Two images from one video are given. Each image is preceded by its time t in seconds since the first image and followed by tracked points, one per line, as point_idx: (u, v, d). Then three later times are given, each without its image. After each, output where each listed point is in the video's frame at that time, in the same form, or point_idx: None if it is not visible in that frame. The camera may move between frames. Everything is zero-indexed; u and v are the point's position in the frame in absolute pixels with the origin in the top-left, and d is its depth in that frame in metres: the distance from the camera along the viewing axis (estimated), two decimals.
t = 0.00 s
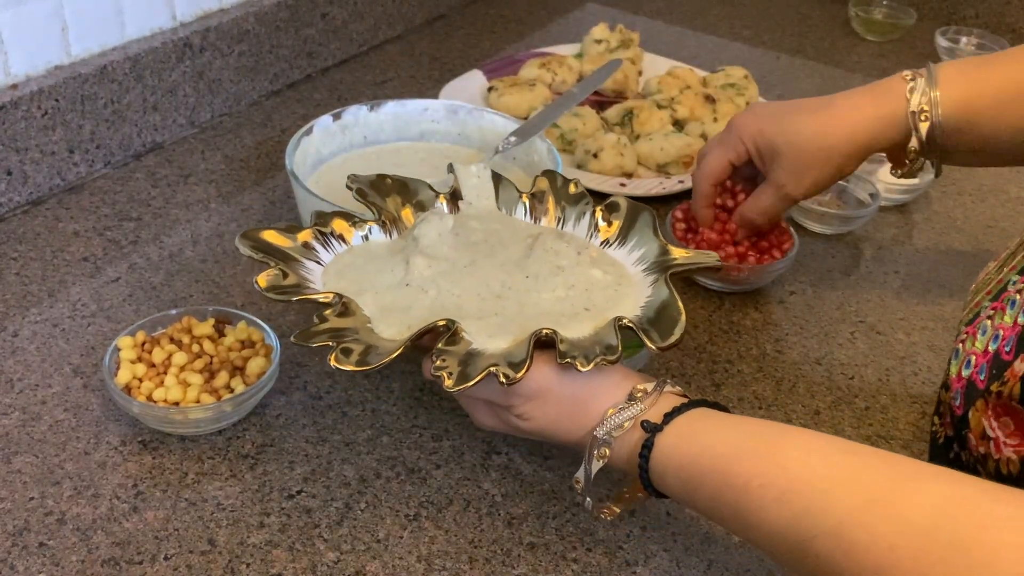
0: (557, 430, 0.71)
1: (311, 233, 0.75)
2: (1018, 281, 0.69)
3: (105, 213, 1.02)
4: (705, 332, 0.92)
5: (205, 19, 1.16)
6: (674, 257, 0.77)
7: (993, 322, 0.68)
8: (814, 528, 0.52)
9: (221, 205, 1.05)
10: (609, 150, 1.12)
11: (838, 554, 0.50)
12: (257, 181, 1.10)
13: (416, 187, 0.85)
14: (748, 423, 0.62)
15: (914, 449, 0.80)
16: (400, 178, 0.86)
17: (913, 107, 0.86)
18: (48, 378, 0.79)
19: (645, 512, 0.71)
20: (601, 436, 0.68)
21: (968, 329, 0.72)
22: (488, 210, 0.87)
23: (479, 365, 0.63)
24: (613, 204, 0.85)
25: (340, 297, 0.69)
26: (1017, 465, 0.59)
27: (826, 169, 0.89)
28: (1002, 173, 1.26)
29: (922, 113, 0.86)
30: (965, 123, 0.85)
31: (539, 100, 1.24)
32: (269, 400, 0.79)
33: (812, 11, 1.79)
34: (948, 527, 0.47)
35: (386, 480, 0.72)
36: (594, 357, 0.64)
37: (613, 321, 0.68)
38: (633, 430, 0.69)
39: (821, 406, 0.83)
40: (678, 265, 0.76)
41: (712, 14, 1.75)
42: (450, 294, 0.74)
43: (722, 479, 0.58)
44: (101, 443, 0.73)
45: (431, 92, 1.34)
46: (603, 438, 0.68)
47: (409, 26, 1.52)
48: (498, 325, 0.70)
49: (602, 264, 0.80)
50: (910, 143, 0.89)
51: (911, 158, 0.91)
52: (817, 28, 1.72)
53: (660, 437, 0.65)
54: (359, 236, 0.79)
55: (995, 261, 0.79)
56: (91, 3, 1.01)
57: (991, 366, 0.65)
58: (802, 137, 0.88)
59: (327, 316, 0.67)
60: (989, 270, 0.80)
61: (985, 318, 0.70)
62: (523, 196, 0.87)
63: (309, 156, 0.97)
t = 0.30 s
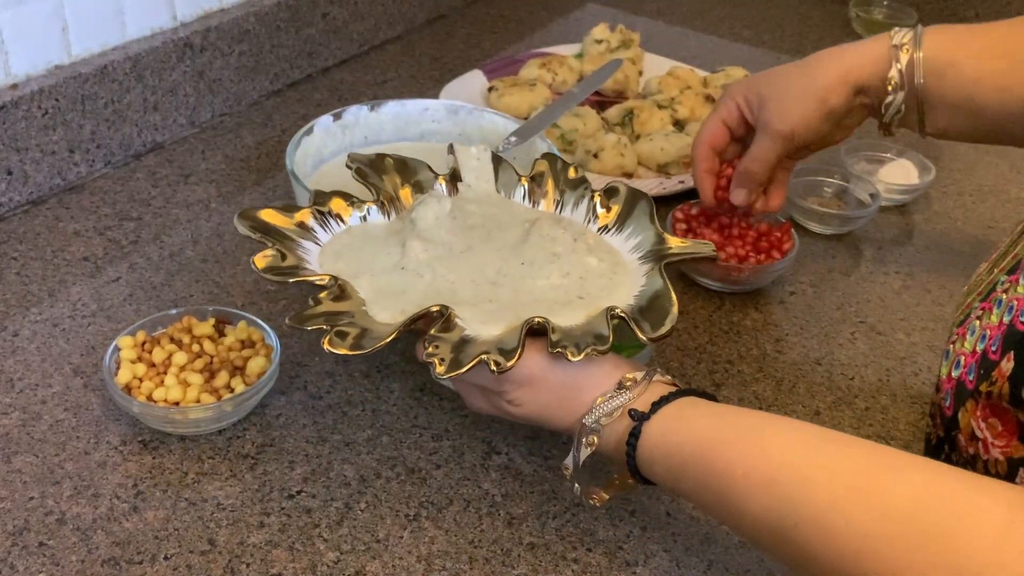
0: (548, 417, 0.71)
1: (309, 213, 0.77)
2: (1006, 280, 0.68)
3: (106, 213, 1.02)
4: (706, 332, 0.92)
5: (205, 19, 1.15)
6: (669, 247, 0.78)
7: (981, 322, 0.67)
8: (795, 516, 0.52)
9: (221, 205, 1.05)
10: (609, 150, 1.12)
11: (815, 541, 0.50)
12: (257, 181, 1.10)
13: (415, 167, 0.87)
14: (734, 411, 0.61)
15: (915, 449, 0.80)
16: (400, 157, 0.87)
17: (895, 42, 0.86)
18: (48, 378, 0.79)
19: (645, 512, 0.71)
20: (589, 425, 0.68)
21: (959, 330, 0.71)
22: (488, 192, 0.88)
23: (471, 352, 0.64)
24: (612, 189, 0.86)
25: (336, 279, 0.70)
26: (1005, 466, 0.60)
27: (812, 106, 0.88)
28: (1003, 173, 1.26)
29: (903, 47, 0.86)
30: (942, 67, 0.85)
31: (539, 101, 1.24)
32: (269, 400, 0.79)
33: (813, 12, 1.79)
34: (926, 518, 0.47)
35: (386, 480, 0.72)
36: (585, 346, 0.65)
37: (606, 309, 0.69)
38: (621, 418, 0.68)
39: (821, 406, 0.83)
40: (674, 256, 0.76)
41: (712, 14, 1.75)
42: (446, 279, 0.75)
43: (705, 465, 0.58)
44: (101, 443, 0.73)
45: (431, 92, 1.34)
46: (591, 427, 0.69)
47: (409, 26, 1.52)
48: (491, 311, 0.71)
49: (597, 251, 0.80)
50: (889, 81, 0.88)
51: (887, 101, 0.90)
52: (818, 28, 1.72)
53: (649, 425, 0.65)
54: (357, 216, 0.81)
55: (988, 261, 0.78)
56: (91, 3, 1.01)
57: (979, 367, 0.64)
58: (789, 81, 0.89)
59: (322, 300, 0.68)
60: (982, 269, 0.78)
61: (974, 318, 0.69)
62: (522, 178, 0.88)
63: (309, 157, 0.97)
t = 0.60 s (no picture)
0: (544, 400, 0.73)
1: (312, 195, 0.79)
2: (1006, 276, 0.68)
3: (106, 213, 1.02)
4: (706, 332, 0.92)
5: (206, 19, 1.15)
6: (668, 234, 0.79)
7: (981, 318, 0.67)
8: (780, 500, 0.52)
9: (221, 205, 1.05)
10: (610, 150, 1.12)
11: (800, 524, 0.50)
12: (257, 181, 1.10)
13: (418, 150, 0.88)
14: (730, 398, 0.61)
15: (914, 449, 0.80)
16: (402, 140, 0.88)
17: None
18: (48, 378, 0.79)
19: (645, 512, 0.71)
20: (584, 408, 0.68)
21: (958, 328, 0.71)
22: (489, 175, 0.89)
23: (469, 335, 0.65)
24: (613, 173, 0.86)
25: (337, 262, 0.71)
26: (1002, 462, 0.60)
27: None
28: (1003, 173, 1.26)
29: None
30: None
31: (539, 101, 1.23)
32: (270, 400, 0.79)
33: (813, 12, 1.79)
34: (910, 504, 0.47)
35: (386, 480, 0.72)
36: (581, 332, 0.65)
37: (603, 294, 0.70)
38: (616, 402, 0.68)
39: (821, 406, 0.83)
40: (672, 242, 0.76)
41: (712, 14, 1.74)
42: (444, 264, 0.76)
43: (696, 449, 0.58)
44: (102, 443, 0.73)
45: (431, 92, 1.34)
46: (586, 410, 0.69)
47: (409, 26, 1.52)
48: (488, 296, 0.72)
49: (597, 237, 0.81)
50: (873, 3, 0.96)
51: None
52: (818, 28, 1.72)
53: (642, 408, 0.65)
54: (359, 199, 0.83)
55: (988, 258, 0.78)
56: (91, 2, 1.01)
57: (977, 363, 0.64)
58: None
59: (322, 282, 0.69)
60: (982, 267, 0.78)
61: (974, 314, 0.69)
62: (523, 163, 0.90)
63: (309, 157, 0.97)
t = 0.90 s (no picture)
0: (555, 388, 0.73)
1: (325, 191, 0.79)
2: (999, 281, 0.68)
3: (106, 213, 1.02)
4: (706, 332, 0.92)
5: (206, 19, 1.15)
6: (679, 224, 0.79)
7: (975, 324, 0.67)
8: (791, 490, 0.53)
9: (221, 205, 1.05)
10: (609, 150, 1.12)
11: (809, 514, 0.51)
12: (257, 181, 1.10)
13: (429, 147, 0.88)
14: (739, 390, 0.63)
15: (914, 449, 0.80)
16: (414, 137, 0.88)
17: None
18: (48, 378, 0.79)
19: (645, 512, 0.71)
20: (598, 396, 0.71)
21: (955, 334, 0.71)
22: (500, 172, 0.90)
23: (481, 325, 0.65)
24: (622, 167, 0.87)
25: (351, 254, 0.71)
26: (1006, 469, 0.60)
27: None
28: (1003, 174, 1.26)
29: None
30: None
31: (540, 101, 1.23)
32: (270, 400, 0.79)
33: (813, 12, 1.79)
34: (917, 495, 0.48)
35: (387, 480, 0.72)
36: (593, 319, 0.66)
37: (614, 284, 0.71)
38: (629, 391, 0.71)
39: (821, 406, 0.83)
40: (682, 232, 0.77)
41: (712, 14, 1.74)
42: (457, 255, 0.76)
43: (708, 441, 0.60)
44: (102, 442, 0.73)
45: (432, 92, 1.34)
46: (600, 398, 0.71)
47: (409, 26, 1.52)
48: (502, 286, 0.72)
49: (608, 229, 0.82)
50: None
51: None
52: (818, 28, 1.72)
53: (654, 396, 0.66)
54: (372, 194, 0.83)
55: (984, 264, 0.78)
56: (92, 2, 1.01)
57: (973, 369, 0.64)
58: None
59: (337, 273, 0.69)
60: (977, 273, 0.78)
61: (969, 320, 0.69)
62: (534, 158, 0.90)
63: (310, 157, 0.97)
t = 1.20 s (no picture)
0: (560, 397, 0.72)
1: (325, 203, 0.80)
2: (989, 286, 0.68)
3: (106, 213, 1.02)
4: (706, 332, 0.92)
5: (206, 19, 1.15)
6: (679, 233, 0.80)
7: (965, 329, 0.67)
8: (797, 499, 0.52)
9: (221, 205, 1.05)
10: (609, 150, 1.12)
11: (817, 524, 0.51)
12: (257, 181, 1.10)
13: (428, 160, 0.88)
14: (742, 397, 0.62)
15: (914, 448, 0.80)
16: (412, 151, 0.89)
17: None
18: (48, 378, 0.79)
19: (645, 512, 0.71)
20: (600, 403, 0.69)
21: (947, 337, 0.71)
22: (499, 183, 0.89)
23: (483, 333, 0.65)
24: (620, 178, 0.88)
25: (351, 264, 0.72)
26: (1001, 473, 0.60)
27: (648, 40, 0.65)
28: (1003, 174, 1.26)
29: None
30: None
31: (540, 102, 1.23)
32: (270, 400, 0.79)
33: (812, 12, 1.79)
34: (925, 506, 0.47)
35: (387, 481, 0.72)
36: (596, 326, 0.67)
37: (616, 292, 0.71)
38: (632, 398, 0.70)
39: (821, 407, 0.84)
40: (683, 240, 0.78)
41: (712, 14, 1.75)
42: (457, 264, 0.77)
43: (712, 449, 0.59)
44: (102, 443, 0.73)
45: (431, 92, 1.34)
46: (603, 405, 0.70)
47: (409, 26, 1.52)
48: (502, 296, 0.73)
49: (608, 238, 0.83)
50: None
51: None
52: (818, 28, 1.72)
53: (657, 405, 0.65)
54: (371, 207, 0.84)
55: (976, 265, 0.77)
56: (91, 2, 1.01)
57: (964, 374, 0.65)
58: None
59: (338, 282, 0.70)
60: (970, 275, 0.77)
61: (960, 324, 0.69)
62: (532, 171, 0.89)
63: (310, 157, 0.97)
